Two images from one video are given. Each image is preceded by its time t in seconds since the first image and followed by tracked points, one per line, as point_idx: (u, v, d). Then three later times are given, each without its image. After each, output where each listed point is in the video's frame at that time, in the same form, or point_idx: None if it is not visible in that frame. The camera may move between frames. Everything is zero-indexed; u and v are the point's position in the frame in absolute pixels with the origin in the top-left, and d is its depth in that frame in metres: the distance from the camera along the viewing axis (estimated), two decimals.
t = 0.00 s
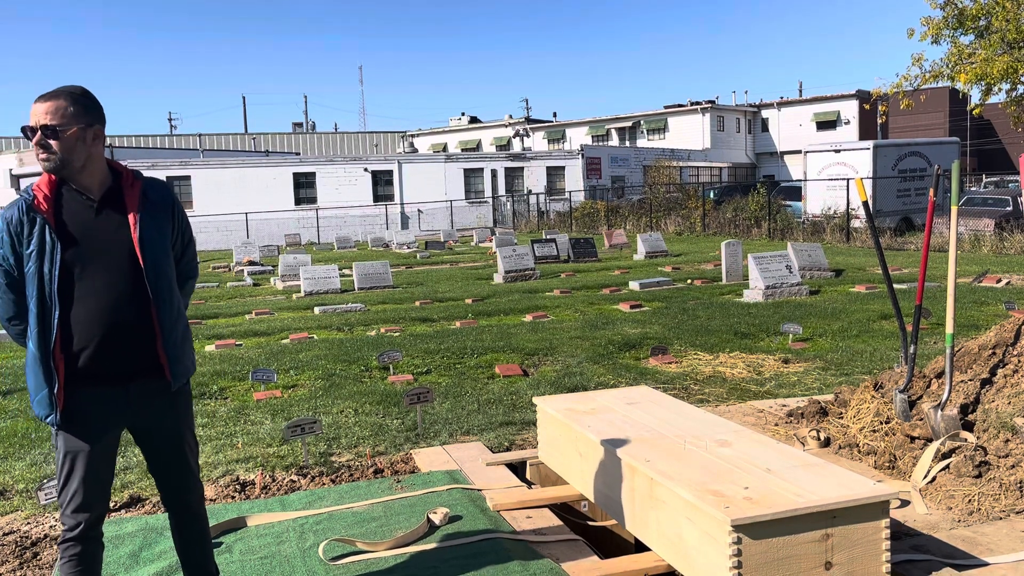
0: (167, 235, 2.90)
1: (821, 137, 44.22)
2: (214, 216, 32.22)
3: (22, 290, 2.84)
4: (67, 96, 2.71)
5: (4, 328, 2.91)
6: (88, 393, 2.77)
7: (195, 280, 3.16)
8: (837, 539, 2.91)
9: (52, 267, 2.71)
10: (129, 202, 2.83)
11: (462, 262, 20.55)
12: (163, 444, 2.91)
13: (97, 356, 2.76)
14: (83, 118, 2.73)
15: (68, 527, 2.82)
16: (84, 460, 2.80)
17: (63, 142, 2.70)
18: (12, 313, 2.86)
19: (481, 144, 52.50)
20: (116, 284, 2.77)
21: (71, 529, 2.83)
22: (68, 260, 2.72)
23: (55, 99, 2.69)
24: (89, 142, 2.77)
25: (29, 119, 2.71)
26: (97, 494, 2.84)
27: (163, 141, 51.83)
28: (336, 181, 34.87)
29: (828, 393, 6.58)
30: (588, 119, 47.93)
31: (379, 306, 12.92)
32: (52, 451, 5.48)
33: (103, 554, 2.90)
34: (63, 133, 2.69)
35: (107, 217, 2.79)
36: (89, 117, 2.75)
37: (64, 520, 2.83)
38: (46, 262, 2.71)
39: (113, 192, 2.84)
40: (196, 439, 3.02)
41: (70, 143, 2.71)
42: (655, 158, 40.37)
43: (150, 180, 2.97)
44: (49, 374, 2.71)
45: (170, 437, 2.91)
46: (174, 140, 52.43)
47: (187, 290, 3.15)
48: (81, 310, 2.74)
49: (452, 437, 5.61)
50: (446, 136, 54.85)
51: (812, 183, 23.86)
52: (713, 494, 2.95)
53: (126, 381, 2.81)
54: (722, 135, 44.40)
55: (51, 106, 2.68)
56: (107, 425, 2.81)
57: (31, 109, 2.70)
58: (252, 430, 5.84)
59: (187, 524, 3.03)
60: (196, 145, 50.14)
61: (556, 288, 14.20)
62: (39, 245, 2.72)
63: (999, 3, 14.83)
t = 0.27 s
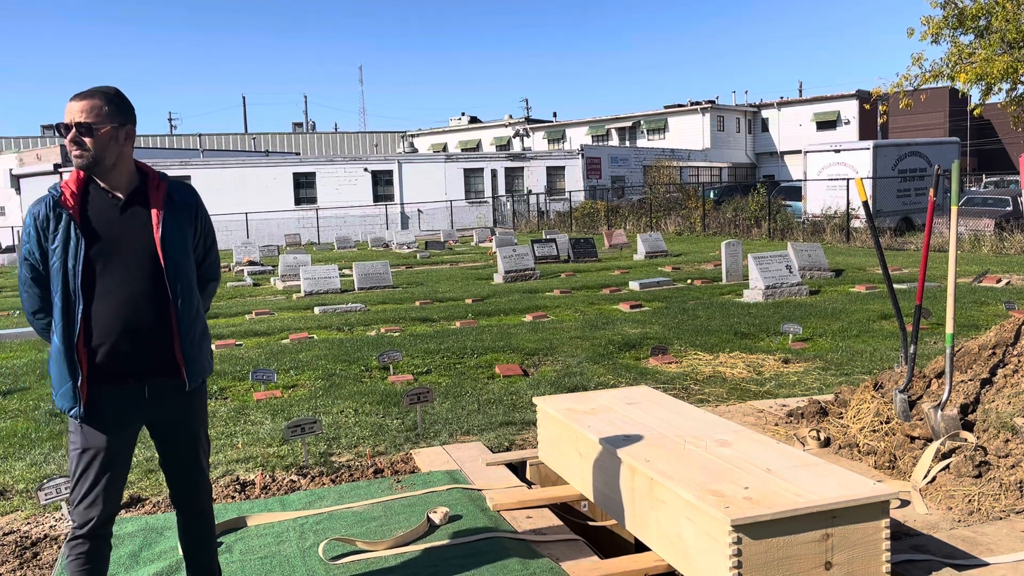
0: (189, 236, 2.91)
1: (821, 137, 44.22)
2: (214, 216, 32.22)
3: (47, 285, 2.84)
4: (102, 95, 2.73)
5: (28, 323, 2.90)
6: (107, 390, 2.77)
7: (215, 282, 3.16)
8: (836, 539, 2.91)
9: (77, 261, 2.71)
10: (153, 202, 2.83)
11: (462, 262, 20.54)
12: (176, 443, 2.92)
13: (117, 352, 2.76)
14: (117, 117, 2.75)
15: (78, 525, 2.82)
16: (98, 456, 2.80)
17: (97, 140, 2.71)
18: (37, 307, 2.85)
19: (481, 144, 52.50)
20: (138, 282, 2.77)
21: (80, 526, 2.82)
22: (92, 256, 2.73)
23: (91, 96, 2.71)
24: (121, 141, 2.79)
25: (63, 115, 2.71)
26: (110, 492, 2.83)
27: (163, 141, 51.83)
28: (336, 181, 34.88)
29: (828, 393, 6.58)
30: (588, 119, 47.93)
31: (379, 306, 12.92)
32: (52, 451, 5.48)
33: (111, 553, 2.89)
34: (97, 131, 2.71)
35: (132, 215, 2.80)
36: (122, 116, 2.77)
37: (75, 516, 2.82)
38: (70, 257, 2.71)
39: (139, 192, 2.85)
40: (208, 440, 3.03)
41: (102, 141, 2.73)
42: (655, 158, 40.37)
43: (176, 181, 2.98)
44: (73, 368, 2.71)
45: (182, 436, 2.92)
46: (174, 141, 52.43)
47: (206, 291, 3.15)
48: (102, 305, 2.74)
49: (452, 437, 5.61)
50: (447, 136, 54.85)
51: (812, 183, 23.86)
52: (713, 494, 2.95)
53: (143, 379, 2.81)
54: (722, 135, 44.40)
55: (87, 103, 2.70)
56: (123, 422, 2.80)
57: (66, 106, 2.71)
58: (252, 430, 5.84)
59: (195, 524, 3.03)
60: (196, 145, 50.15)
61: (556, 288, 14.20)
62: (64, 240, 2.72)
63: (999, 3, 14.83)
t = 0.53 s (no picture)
0: (202, 237, 2.91)
1: (821, 137, 44.21)
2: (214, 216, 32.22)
3: (60, 282, 2.84)
4: (122, 95, 2.77)
5: (41, 319, 2.91)
6: (116, 388, 2.77)
7: (227, 284, 3.16)
8: (836, 539, 2.91)
9: (89, 260, 2.71)
10: (166, 202, 2.84)
11: (462, 262, 20.54)
12: (183, 443, 2.92)
13: (127, 351, 2.76)
14: (137, 117, 2.79)
15: (82, 523, 2.81)
16: (105, 455, 2.79)
17: (117, 139, 2.74)
18: (51, 303, 2.84)
19: (481, 143, 52.52)
20: (149, 281, 2.78)
21: (85, 525, 2.82)
22: (105, 255, 2.73)
23: (113, 96, 2.75)
24: (140, 141, 2.82)
25: (84, 115, 2.75)
26: (116, 492, 2.82)
27: (163, 141, 51.83)
28: (336, 181, 34.86)
29: (828, 393, 6.58)
30: (588, 118, 47.93)
31: (379, 305, 12.93)
32: (52, 451, 5.49)
33: (116, 553, 2.88)
34: (117, 131, 2.74)
35: (147, 215, 2.81)
36: (141, 116, 2.81)
37: (80, 515, 2.82)
38: (82, 255, 2.71)
39: (154, 192, 2.86)
40: (214, 441, 3.02)
41: (122, 141, 2.76)
42: (655, 158, 40.37)
43: (191, 183, 2.99)
44: (82, 365, 2.71)
45: (190, 437, 2.92)
46: (174, 140, 52.42)
47: (219, 293, 3.15)
48: (114, 304, 2.75)
49: (452, 437, 5.61)
50: (447, 136, 54.86)
51: (811, 183, 23.87)
52: (714, 494, 2.95)
53: (152, 379, 2.81)
54: (722, 135, 44.40)
55: (109, 103, 2.74)
56: (130, 422, 2.80)
57: (87, 106, 2.74)
58: (252, 430, 5.84)
59: (200, 525, 3.03)
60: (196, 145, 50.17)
61: (556, 288, 14.20)
62: (78, 238, 2.72)
63: (998, 2, 14.85)
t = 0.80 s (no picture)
0: (187, 238, 2.91)
1: (821, 137, 44.21)
2: (214, 216, 32.22)
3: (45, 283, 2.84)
4: (106, 94, 2.75)
5: (25, 320, 2.90)
6: (103, 391, 2.77)
7: (213, 285, 3.16)
8: (836, 539, 2.91)
9: (75, 261, 2.71)
10: (153, 203, 2.83)
11: (462, 262, 20.54)
12: (172, 445, 2.92)
13: (114, 354, 2.76)
14: (121, 116, 2.77)
15: (75, 526, 2.81)
16: (93, 458, 2.79)
17: (101, 139, 2.72)
18: (35, 305, 2.86)
19: (481, 143, 52.53)
20: (135, 283, 2.78)
21: (77, 527, 2.82)
22: (91, 257, 2.73)
23: (97, 96, 2.73)
24: (126, 141, 2.80)
25: (68, 114, 2.73)
26: (106, 494, 2.83)
27: (163, 141, 51.82)
28: (336, 181, 34.86)
29: (828, 393, 6.59)
30: (588, 118, 47.93)
31: (379, 305, 12.93)
32: (52, 451, 5.49)
33: (109, 555, 2.89)
34: (102, 131, 2.72)
35: (133, 216, 2.80)
36: (126, 116, 2.79)
37: (71, 518, 2.82)
38: (68, 257, 2.71)
39: (139, 193, 2.85)
40: (203, 442, 3.03)
41: (107, 141, 2.74)
42: (655, 158, 40.37)
43: (177, 183, 2.98)
44: (68, 369, 2.71)
45: (179, 438, 2.92)
46: (174, 140, 52.40)
47: (204, 294, 3.15)
48: (99, 306, 2.74)
49: (452, 437, 5.61)
50: (447, 136, 54.86)
51: (812, 183, 23.87)
52: (714, 494, 2.95)
53: (139, 381, 2.81)
54: (722, 135, 44.40)
55: (94, 102, 2.71)
56: (118, 424, 2.80)
57: (71, 105, 2.72)
58: (252, 430, 5.84)
59: (192, 526, 3.04)
60: (196, 144, 50.17)
61: (556, 288, 14.20)
62: (63, 240, 2.72)
63: (999, 2, 14.83)
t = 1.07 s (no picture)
0: (156, 238, 2.90)
1: (820, 136, 44.22)
2: (214, 216, 32.21)
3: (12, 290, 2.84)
4: (64, 94, 2.74)
5: None
6: (77, 396, 2.77)
7: (185, 282, 3.16)
8: (836, 539, 2.91)
9: (44, 268, 2.70)
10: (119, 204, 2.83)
11: (462, 262, 20.54)
12: (153, 447, 2.92)
13: (86, 359, 2.76)
14: (80, 116, 2.75)
15: (61, 529, 2.81)
16: (72, 463, 2.79)
17: (61, 141, 2.71)
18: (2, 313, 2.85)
19: (481, 143, 52.53)
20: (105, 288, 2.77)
21: (63, 530, 2.82)
22: (59, 262, 2.72)
23: (55, 98, 2.71)
24: (87, 142, 2.79)
25: (27, 118, 2.71)
26: (88, 496, 2.84)
27: (163, 141, 51.79)
28: (336, 181, 34.86)
29: (828, 393, 6.58)
30: (588, 118, 47.93)
31: (379, 305, 12.93)
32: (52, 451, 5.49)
33: (98, 556, 2.90)
34: (62, 132, 2.70)
35: (99, 219, 2.79)
36: (85, 116, 2.78)
37: (56, 522, 2.82)
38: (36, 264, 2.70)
39: (105, 194, 2.84)
40: (185, 441, 3.03)
41: (68, 142, 2.73)
42: (655, 158, 40.36)
43: (143, 182, 2.97)
44: (39, 377, 2.71)
45: (159, 439, 2.92)
46: (174, 140, 52.37)
47: (177, 293, 3.14)
48: (70, 312, 2.74)
49: (452, 437, 5.61)
50: (447, 136, 54.85)
51: (812, 183, 23.88)
52: (714, 494, 2.95)
53: (114, 384, 2.81)
54: (722, 135, 44.40)
55: (51, 104, 2.70)
56: (95, 428, 2.80)
57: (29, 108, 2.70)
58: (252, 430, 5.84)
59: (178, 526, 3.04)
60: (196, 144, 50.15)
61: (556, 288, 14.20)
62: (30, 248, 2.71)
63: (999, 2, 14.82)
